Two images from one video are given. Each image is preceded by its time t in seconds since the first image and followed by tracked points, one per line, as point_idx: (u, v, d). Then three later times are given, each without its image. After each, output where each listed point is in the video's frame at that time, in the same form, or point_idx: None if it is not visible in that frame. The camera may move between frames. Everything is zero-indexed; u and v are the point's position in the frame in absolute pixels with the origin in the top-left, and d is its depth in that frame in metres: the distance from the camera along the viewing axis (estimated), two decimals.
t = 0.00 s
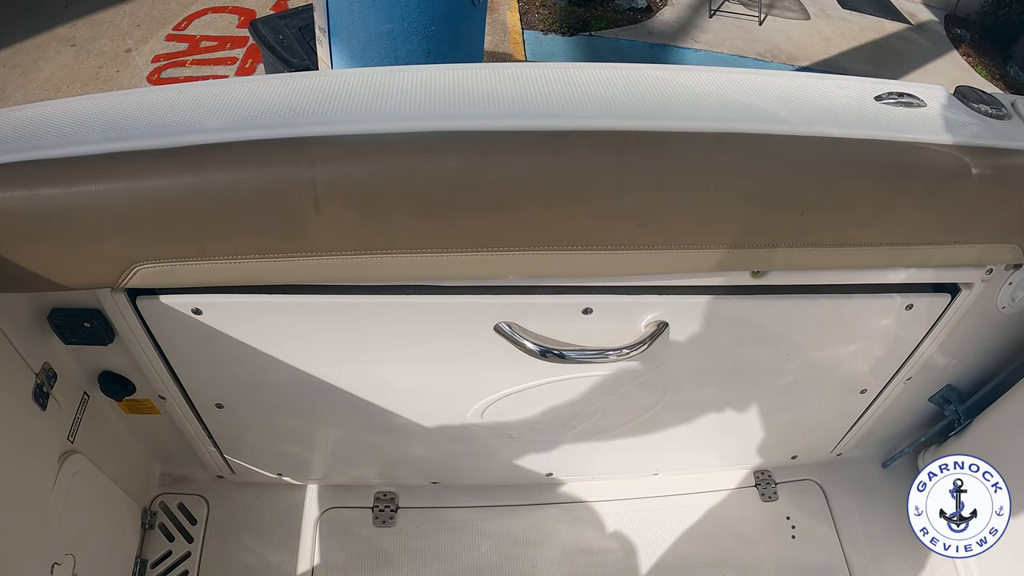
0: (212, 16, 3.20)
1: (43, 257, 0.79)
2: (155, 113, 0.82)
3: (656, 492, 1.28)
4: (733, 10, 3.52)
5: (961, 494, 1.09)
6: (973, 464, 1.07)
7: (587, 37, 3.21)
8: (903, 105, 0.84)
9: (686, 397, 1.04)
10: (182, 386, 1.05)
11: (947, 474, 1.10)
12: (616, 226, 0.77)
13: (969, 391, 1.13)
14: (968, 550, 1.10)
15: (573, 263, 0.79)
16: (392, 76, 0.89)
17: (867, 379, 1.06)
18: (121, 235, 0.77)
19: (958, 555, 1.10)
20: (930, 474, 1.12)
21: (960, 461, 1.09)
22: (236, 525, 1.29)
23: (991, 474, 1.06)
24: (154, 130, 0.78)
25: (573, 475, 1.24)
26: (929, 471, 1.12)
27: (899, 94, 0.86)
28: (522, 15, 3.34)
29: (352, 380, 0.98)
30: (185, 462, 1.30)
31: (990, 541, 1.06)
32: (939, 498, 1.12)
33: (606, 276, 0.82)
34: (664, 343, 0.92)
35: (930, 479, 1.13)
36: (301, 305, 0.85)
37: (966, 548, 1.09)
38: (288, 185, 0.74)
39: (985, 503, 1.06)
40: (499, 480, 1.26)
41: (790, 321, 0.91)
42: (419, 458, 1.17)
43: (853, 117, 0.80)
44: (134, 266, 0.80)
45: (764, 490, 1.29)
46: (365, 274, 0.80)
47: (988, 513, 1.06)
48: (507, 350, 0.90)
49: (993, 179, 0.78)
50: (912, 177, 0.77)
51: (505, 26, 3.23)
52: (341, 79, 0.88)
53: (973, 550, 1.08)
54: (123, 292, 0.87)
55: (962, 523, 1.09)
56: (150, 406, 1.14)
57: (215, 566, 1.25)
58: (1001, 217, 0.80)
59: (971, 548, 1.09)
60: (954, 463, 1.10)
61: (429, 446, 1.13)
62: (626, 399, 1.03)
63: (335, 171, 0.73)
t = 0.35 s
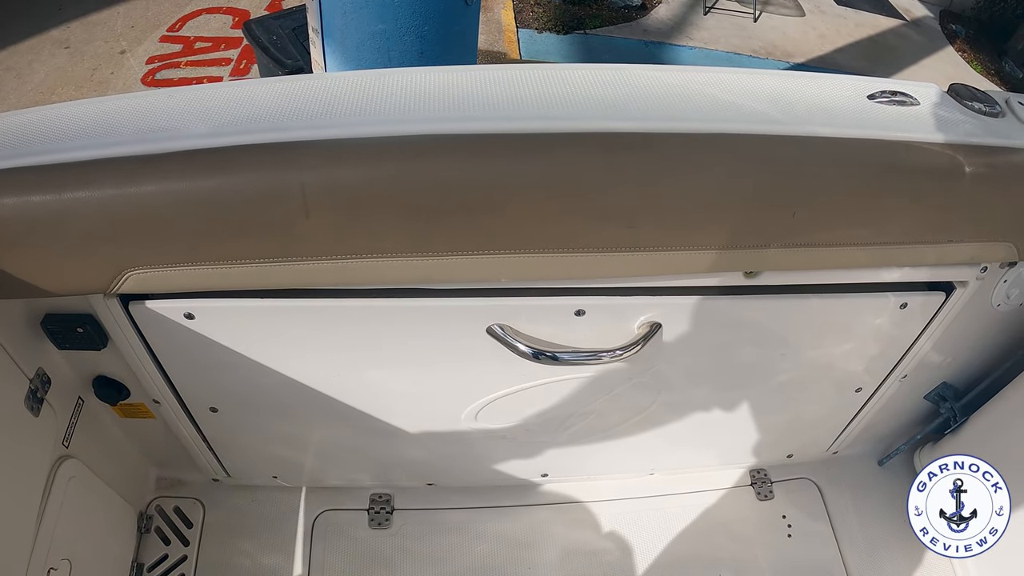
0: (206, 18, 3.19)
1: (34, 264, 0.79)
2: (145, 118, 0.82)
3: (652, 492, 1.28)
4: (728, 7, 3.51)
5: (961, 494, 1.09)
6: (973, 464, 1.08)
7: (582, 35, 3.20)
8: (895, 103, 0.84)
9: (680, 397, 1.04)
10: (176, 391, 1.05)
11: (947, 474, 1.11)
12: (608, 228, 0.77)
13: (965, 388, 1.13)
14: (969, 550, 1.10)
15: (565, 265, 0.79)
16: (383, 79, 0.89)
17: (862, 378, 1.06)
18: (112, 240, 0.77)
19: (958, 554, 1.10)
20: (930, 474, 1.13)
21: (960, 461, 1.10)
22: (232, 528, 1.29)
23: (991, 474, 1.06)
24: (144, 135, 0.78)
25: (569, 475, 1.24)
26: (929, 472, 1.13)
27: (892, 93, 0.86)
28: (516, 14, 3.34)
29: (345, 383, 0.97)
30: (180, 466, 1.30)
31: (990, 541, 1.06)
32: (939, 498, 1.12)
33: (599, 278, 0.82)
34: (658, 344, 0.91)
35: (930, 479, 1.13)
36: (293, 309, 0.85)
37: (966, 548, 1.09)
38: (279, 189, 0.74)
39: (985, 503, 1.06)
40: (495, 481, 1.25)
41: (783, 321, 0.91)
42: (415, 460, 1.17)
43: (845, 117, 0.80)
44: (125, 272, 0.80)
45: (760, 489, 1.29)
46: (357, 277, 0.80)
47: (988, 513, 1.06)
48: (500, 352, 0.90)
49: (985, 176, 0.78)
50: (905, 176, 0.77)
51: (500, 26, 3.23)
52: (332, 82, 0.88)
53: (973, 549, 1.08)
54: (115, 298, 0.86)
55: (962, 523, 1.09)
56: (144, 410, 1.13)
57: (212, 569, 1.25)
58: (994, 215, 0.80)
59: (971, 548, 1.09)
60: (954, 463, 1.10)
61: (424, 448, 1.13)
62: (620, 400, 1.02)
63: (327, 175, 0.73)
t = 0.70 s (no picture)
0: (201, 18, 3.18)
1: (28, 266, 0.78)
2: (139, 119, 0.81)
3: (651, 491, 1.27)
4: (724, 4, 3.51)
5: (961, 494, 1.09)
6: (974, 464, 1.07)
7: (579, 33, 3.20)
8: (892, 99, 0.84)
9: (679, 396, 1.03)
10: (173, 393, 1.05)
11: (947, 475, 1.10)
12: (604, 227, 0.77)
13: (964, 384, 1.13)
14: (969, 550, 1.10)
15: (562, 265, 0.79)
16: (377, 78, 0.88)
17: (861, 375, 1.06)
18: (107, 243, 0.77)
19: (958, 554, 1.10)
20: (930, 474, 1.12)
21: (960, 461, 1.09)
22: (230, 530, 1.28)
23: (991, 474, 1.05)
24: (137, 137, 0.78)
25: (568, 475, 1.24)
26: (929, 472, 1.13)
27: (888, 89, 0.86)
28: (512, 13, 3.33)
29: (341, 384, 0.97)
30: (178, 468, 1.29)
31: (990, 541, 1.06)
32: (939, 498, 1.12)
33: (596, 277, 0.81)
34: (655, 343, 0.91)
35: (930, 479, 1.13)
36: (288, 311, 0.85)
37: (966, 548, 1.08)
38: (274, 190, 0.73)
39: (986, 503, 1.06)
40: (493, 481, 1.25)
41: (781, 318, 0.90)
42: (414, 461, 1.16)
43: (842, 113, 0.80)
44: (120, 274, 0.80)
45: (760, 486, 1.29)
46: (353, 278, 0.79)
47: (988, 513, 1.06)
48: (498, 352, 0.90)
49: (983, 172, 0.77)
50: (902, 172, 0.76)
51: (496, 24, 3.22)
52: (325, 82, 0.87)
53: (973, 549, 1.08)
54: (110, 300, 0.86)
55: (962, 523, 1.08)
56: (141, 412, 1.13)
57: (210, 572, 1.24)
58: (991, 211, 0.80)
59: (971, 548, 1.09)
60: (954, 463, 1.10)
61: (422, 448, 1.13)
62: (618, 399, 1.02)
63: (322, 176, 0.73)
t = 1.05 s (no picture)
0: (200, 21, 3.17)
1: (26, 273, 0.78)
2: (137, 124, 0.80)
3: (654, 494, 1.27)
4: (723, 3, 3.50)
5: (960, 494, 1.08)
6: (973, 464, 1.07)
7: (578, 33, 3.19)
8: (896, 99, 0.83)
9: (683, 399, 1.03)
10: (173, 399, 1.04)
11: (947, 474, 1.10)
12: (607, 230, 0.76)
13: (967, 385, 1.13)
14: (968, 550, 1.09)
15: (563, 268, 0.78)
16: (377, 81, 0.87)
17: (865, 376, 1.05)
18: (105, 249, 0.76)
19: (958, 554, 1.10)
20: (930, 474, 1.12)
21: (960, 461, 1.09)
22: (231, 536, 1.27)
23: (991, 474, 1.05)
24: (135, 142, 0.77)
25: (570, 478, 1.23)
26: (929, 472, 1.12)
27: (893, 89, 0.85)
28: (511, 13, 3.32)
29: (342, 390, 0.96)
30: (178, 474, 1.28)
31: (990, 541, 1.06)
32: (939, 498, 1.11)
33: (598, 280, 0.81)
34: (658, 347, 0.91)
35: (930, 479, 1.12)
36: (288, 316, 0.84)
37: (966, 548, 1.08)
38: (272, 195, 0.73)
39: (985, 503, 1.06)
40: (495, 485, 1.24)
41: (784, 320, 0.90)
42: (416, 465, 1.16)
43: (846, 114, 0.79)
44: (119, 281, 0.79)
45: (763, 488, 1.28)
46: (353, 282, 0.79)
47: (988, 513, 1.05)
48: (500, 356, 0.89)
49: (988, 172, 0.77)
50: (906, 174, 0.76)
51: (495, 25, 3.22)
52: (325, 85, 0.87)
53: (973, 549, 1.08)
54: (109, 307, 0.85)
55: (962, 523, 1.08)
56: (141, 418, 1.12)
57: None
58: (997, 211, 0.79)
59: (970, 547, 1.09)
60: (954, 463, 1.09)
61: (423, 453, 1.12)
62: (620, 402, 1.01)
63: (321, 180, 0.72)
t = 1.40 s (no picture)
0: (199, 24, 3.18)
1: (13, 273, 0.77)
2: (124, 125, 0.80)
3: (648, 495, 1.26)
4: (722, 5, 3.50)
5: (960, 494, 1.07)
6: (974, 464, 1.06)
7: (576, 35, 3.19)
8: (887, 96, 0.82)
9: (675, 398, 1.02)
10: (162, 400, 1.04)
11: (947, 474, 1.09)
12: (594, 228, 0.75)
13: (964, 385, 1.12)
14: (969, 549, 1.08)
15: (549, 267, 0.78)
16: (365, 81, 0.87)
17: (859, 376, 1.05)
18: (91, 249, 0.76)
19: (958, 554, 1.09)
20: (929, 474, 1.11)
21: (960, 461, 1.08)
22: (224, 538, 1.27)
23: (991, 474, 1.04)
24: (122, 142, 0.77)
25: (563, 479, 1.22)
26: (929, 471, 1.11)
27: (883, 85, 0.84)
28: (510, 15, 3.32)
29: (331, 390, 0.96)
30: (171, 475, 1.27)
31: (990, 541, 1.05)
32: (939, 498, 1.10)
33: (586, 278, 0.80)
34: (647, 346, 0.90)
35: (930, 479, 1.11)
36: (274, 315, 0.84)
37: (966, 548, 1.07)
38: (257, 194, 0.72)
39: (985, 502, 1.04)
40: (487, 486, 1.23)
41: (776, 319, 0.89)
42: (409, 466, 1.15)
43: (835, 111, 0.79)
44: (105, 280, 0.79)
45: (758, 489, 1.27)
46: (340, 281, 0.78)
47: (988, 513, 1.04)
48: (489, 355, 0.88)
49: (978, 168, 0.76)
50: (896, 170, 0.75)
51: (493, 27, 3.22)
52: (312, 86, 0.87)
53: (973, 549, 1.07)
54: (97, 307, 0.85)
55: (962, 523, 1.07)
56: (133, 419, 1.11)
57: None
58: (990, 207, 0.78)
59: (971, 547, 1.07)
60: (954, 463, 1.08)
61: (414, 453, 1.11)
62: (611, 402, 1.01)
63: (306, 179, 0.72)
